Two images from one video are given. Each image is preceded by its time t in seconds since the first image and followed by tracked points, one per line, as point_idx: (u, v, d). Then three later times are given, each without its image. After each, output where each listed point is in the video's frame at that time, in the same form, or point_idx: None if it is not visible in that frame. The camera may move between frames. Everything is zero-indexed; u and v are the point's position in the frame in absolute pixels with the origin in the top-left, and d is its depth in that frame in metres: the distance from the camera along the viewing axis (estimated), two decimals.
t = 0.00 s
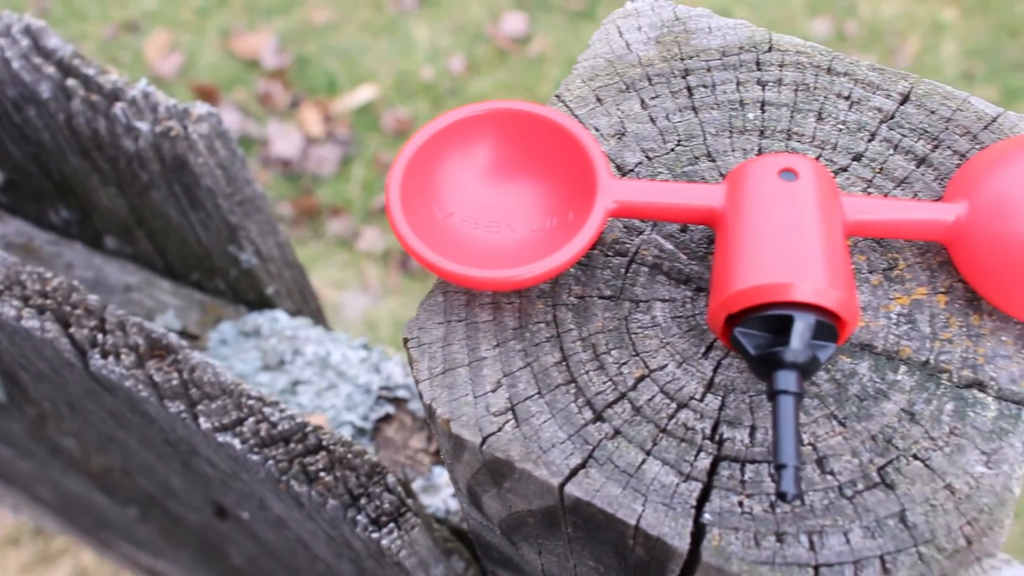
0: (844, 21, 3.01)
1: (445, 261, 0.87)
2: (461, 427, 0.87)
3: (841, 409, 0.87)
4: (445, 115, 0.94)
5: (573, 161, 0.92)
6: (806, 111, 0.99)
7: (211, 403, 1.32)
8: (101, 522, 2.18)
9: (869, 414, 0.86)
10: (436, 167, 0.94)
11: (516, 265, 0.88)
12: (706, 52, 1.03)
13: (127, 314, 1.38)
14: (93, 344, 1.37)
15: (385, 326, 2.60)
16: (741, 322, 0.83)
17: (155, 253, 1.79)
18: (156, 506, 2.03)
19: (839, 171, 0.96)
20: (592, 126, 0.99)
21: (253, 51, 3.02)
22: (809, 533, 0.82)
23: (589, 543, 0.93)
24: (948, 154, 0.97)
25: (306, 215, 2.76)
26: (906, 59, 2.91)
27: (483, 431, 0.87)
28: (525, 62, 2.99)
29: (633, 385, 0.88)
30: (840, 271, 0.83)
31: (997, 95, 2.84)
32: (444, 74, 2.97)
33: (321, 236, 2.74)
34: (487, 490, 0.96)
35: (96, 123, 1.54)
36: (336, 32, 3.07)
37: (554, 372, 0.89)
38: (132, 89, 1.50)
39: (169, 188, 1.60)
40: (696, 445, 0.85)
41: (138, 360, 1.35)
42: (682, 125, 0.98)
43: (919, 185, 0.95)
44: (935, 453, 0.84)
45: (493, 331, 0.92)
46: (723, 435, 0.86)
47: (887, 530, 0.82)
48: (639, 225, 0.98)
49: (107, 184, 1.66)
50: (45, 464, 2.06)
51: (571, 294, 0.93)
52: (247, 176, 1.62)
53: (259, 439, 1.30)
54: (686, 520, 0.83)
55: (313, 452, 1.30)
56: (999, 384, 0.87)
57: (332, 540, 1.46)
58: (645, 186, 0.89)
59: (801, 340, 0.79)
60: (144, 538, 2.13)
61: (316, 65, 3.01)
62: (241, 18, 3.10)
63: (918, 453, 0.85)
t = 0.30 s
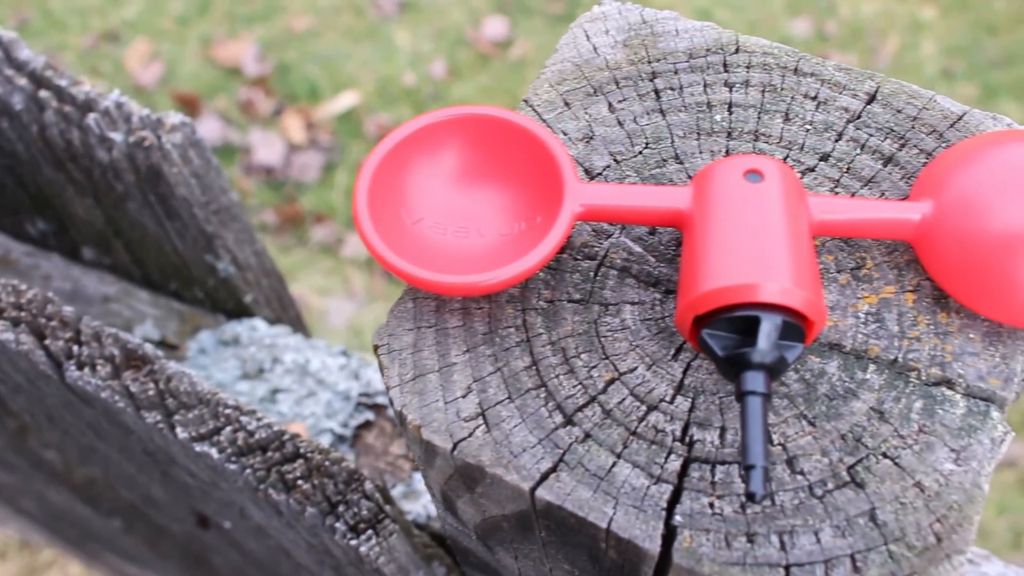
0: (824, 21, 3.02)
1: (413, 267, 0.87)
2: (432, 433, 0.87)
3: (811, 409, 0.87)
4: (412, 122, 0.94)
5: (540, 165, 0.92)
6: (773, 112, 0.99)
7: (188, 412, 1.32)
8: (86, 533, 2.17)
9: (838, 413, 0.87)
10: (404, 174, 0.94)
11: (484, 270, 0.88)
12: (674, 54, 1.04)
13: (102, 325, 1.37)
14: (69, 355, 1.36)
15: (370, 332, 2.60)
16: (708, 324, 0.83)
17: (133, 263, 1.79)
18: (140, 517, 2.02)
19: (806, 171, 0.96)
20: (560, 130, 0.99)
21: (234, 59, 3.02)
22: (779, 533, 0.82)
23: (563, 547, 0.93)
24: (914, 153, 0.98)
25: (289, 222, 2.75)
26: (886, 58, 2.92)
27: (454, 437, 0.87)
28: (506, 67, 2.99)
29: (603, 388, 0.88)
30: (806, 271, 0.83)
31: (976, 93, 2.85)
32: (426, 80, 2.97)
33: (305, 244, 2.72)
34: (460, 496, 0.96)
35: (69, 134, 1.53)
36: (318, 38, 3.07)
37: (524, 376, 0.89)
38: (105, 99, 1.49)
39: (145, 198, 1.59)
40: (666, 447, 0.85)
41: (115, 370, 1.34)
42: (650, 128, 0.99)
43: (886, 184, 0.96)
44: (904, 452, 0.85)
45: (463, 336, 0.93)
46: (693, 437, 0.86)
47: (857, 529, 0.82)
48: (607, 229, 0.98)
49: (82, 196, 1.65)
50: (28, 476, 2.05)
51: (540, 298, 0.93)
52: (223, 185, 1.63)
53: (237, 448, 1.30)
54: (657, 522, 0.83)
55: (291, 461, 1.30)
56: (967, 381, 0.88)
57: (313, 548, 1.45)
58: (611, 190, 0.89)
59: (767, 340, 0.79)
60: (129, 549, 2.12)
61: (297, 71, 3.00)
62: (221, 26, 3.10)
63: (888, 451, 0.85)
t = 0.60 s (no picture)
0: (804, 20, 3.02)
1: (378, 273, 0.87)
2: (399, 439, 0.87)
3: (777, 407, 0.87)
4: (375, 128, 0.94)
5: (504, 168, 0.92)
6: (737, 111, 0.99)
7: (164, 422, 1.31)
8: (72, 546, 2.17)
9: (805, 411, 0.87)
10: (368, 180, 0.94)
11: (449, 274, 0.88)
12: (638, 55, 1.04)
13: (76, 336, 1.36)
14: (43, 367, 1.36)
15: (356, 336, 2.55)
16: (673, 324, 0.83)
17: (110, 274, 1.78)
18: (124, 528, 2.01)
19: (771, 170, 0.96)
20: (526, 133, 0.99)
21: (216, 67, 3.01)
22: (747, 532, 0.82)
23: (534, 550, 0.93)
24: (878, 150, 0.98)
25: (274, 230, 2.72)
26: (866, 56, 2.93)
27: (421, 442, 0.87)
28: (488, 70, 2.99)
29: (570, 391, 0.88)
30: (769, 270, 0.83)
31: (956, 89, 2.85)
32: (408, 85, 2.96)
33: (290, 251, 2.70)
34: (431, 500, 0.96)
35: (41, 146, 1.52)
36: (300, 45, 3.06)
37: (490, 380, 0.89)
38: (77, 110, 1.49)
39: (118, 209, 1.58)
40: (633, 447, 0.85)
41: (89, 381, 1.34)
42: (614, 129, 0.99)
43: (851, 181, 0.96)
44: (871, 448, 0.85)
45: (430, 341, 0.93)
46: (660, 437, 0.86)
47: (825, 526, 0.82)
48: (572, 231, 0.98)
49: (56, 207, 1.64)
50: (11, 489, 2.04)
51: (506, 302, 0.94)
52: (197, 194, 1.62)
53: (212, 457, 1.30)
54: (625, 523, 0.83)
55: (266, 468, 1.29)
56: (933, 376, 0.88)
57: (292, 555, 1.44)
58: (575, 192, 0.89)
59: (731, 339, 0.79)
60: (115, 560, 2.12)
61: (279, 78, 2.99)
62: (202, 35, 3.09)
63: (855, 448, 0.85)
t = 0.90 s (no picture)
0: (782, 15, 3.02)
1: (337, 277, 0.87)
2: (361, 442, 0.87)
3: (738, 402, 0.87)
4: (330, 132, 0.93)
5: (462, 168, 0.92)
6: (696, 107, 1.00)
7: (135, 431, 1.31)
8: (56, 557, 2.15)
9: (767, 405, 0.87)
10: (325, 183, 0.93)
11: (409, 276, 0.88)
12: (597, 53, 1.04)
13: (46, 347, 1.35)
14: (12, 379, 1.35)
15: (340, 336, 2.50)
16: (631, 321, 0.83)
17: (82, 284, 1.77)
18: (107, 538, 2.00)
19: (730, 165, 0.96)
20: (485, 133, 0.99)
21: (194, 73, 2.99)
22: (710, 527, 0.82)
23: (501, 550, 0.93)
24: (837, 143, 0.98)
25: (256, 235, 2.71)
26: (844, 50, 2.92)
27: (383, 445, 0.87)
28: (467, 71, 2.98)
29: (531, 390, 0.88)
30: (726, 265, 0.83)
31: (934, 81, 2.83)
32: (387, 87, 2.96)
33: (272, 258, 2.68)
34: (398, 503, 0.96)
35: (7, 156, 1.51)
36: (278, 50, 3.05)
37: (452, 381, 0.89)
38: (42, 119, 1.50)
39: (87, 218, 1.57)
40: (594, 446, 0.85)
41: (58, 393, 1.33)
42: (573, 128, 0.99)
43: (809, 175, 0.96)
44: (833, 441, 0.85)
45: (391, 344, 0.93)
46: (622, 435, 0.86)
47: (787, 520, 0.82)
48: (532, 231, 0.98)
49: (26, 218, 1.63)
50: None
51: (467, 303, 0.94)
52: (166, 201, 1.62)
53: (184, 465, 1.29)
54: (587, 522, 0.82)
55: (238, 475, 1.28)
56: (893, 367, 0.88)
57: (268, 561, 1.43)
58: (531, 191, 0.89)
59: (689, 335, 0.79)
60: (98, 570, 2.10)
61: (257, 83, 2.97)
62: (180, 42, 3.08)
63: (816, 441, 0.85)
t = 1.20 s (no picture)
0: (758, 11, 3.01)
1: (296, 282, 0.87)
2: (323, 446, 0.87)
3: (699, 398, 0.87)
4: (288, 136, 0.94)
5: (420, 170, 0.92)
6: (654, 105, 1.00)
7: (105, 439, 1.28)
8: (37, 569, 2.12)
9: (727, 400, 0.87)
10: (284, 188, 0.93)
11: (368, 279, 0.88)
12: (555, 53, 1.04)
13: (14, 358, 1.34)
14: None
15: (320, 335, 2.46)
16: (589, 319, 0.83)
17: (54, 293, 1.75)
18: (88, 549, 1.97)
19: (689, 162, 0.96)
20: (444, 135, 0.99)
21: (171, 79, 2.97)
22: (672, 523, 0.82)
23: (467, 551, 0.93)
24: (795, 138, 0.98)
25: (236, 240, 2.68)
26: (821, 43, 2.92)
27: (345, 448, 0.87)
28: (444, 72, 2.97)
29: (492, 390, 0.88)
30: (683, 261, 0.84)
31: (910, 74, 2.82)
32: (365, 90, 2.94)
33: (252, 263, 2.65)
34: (364, 506, 0.96)
35: None
36: (254, 54, 3.04)
37: (413, 384, 0.90)
38: (8, 128, 1.48)
39: (56, 227, 1.56)
40: (556, 445, 0.86)
41: (28, 403, 1.31)
42: (532, 128, 0.99)
43: (768, 170, 0.96)
44: (793, 435, 0.85)
45: (352, 347, 0.93)
46: (583, 433, 0.86)
47: (748, 514, 0.82)
48: (492, 231, 0.99)
49: None
50: None
51: (428, 305, 0.94)
52: (135, 209, 1.61)
53: (155, 473, 1.26)
54: (550, 521, 0.82)
55: (210, 482, 1.26)
56: (853, 360, 0.89)
57: (243, 567, 1.41)
58: (488, 192, 0.89)
59: (646, 332, 0.79)
60: None
61: (234, 88, 2.95)
62: (156, 48, 3.06)
63: (777, 435, 0.85)
